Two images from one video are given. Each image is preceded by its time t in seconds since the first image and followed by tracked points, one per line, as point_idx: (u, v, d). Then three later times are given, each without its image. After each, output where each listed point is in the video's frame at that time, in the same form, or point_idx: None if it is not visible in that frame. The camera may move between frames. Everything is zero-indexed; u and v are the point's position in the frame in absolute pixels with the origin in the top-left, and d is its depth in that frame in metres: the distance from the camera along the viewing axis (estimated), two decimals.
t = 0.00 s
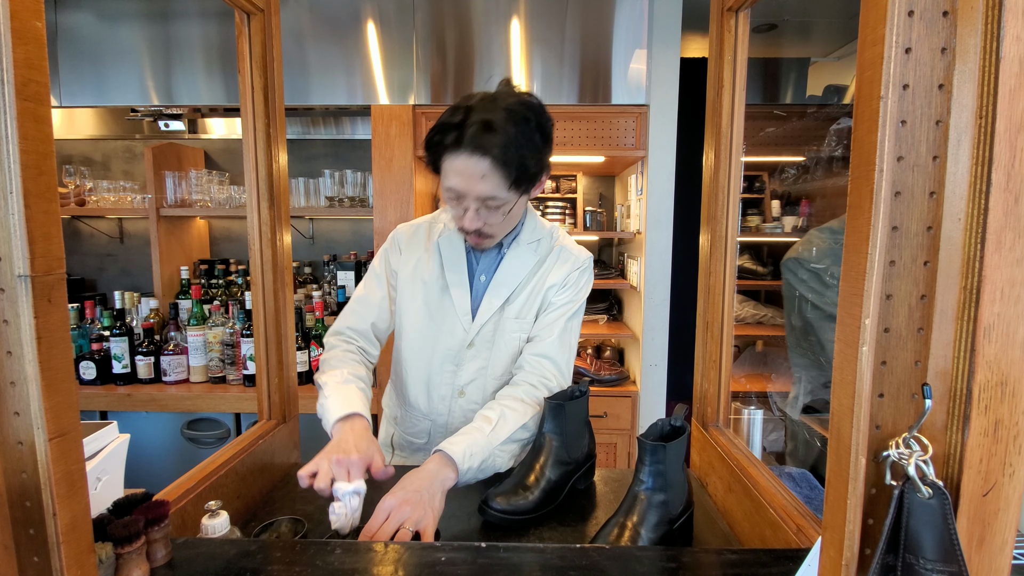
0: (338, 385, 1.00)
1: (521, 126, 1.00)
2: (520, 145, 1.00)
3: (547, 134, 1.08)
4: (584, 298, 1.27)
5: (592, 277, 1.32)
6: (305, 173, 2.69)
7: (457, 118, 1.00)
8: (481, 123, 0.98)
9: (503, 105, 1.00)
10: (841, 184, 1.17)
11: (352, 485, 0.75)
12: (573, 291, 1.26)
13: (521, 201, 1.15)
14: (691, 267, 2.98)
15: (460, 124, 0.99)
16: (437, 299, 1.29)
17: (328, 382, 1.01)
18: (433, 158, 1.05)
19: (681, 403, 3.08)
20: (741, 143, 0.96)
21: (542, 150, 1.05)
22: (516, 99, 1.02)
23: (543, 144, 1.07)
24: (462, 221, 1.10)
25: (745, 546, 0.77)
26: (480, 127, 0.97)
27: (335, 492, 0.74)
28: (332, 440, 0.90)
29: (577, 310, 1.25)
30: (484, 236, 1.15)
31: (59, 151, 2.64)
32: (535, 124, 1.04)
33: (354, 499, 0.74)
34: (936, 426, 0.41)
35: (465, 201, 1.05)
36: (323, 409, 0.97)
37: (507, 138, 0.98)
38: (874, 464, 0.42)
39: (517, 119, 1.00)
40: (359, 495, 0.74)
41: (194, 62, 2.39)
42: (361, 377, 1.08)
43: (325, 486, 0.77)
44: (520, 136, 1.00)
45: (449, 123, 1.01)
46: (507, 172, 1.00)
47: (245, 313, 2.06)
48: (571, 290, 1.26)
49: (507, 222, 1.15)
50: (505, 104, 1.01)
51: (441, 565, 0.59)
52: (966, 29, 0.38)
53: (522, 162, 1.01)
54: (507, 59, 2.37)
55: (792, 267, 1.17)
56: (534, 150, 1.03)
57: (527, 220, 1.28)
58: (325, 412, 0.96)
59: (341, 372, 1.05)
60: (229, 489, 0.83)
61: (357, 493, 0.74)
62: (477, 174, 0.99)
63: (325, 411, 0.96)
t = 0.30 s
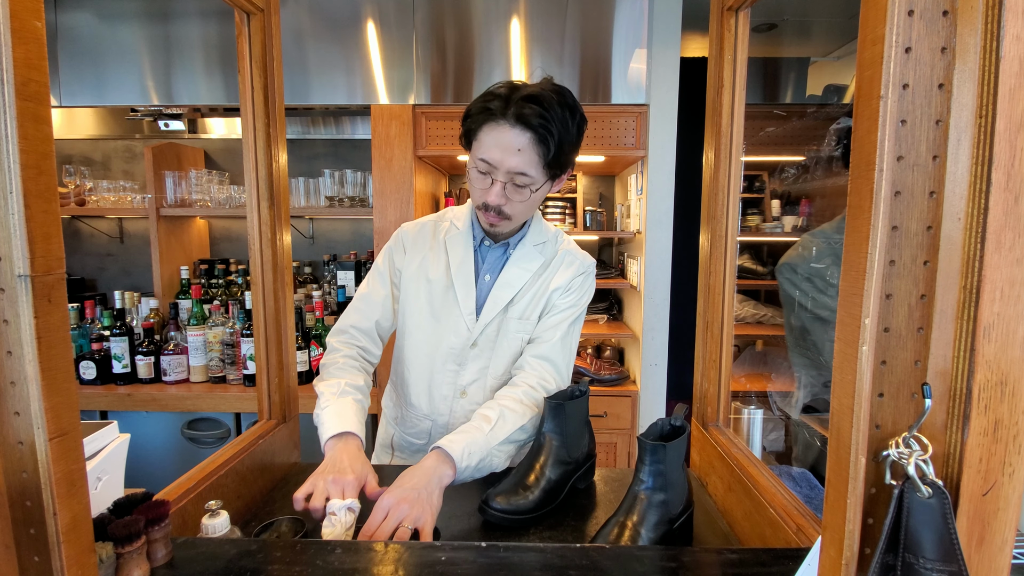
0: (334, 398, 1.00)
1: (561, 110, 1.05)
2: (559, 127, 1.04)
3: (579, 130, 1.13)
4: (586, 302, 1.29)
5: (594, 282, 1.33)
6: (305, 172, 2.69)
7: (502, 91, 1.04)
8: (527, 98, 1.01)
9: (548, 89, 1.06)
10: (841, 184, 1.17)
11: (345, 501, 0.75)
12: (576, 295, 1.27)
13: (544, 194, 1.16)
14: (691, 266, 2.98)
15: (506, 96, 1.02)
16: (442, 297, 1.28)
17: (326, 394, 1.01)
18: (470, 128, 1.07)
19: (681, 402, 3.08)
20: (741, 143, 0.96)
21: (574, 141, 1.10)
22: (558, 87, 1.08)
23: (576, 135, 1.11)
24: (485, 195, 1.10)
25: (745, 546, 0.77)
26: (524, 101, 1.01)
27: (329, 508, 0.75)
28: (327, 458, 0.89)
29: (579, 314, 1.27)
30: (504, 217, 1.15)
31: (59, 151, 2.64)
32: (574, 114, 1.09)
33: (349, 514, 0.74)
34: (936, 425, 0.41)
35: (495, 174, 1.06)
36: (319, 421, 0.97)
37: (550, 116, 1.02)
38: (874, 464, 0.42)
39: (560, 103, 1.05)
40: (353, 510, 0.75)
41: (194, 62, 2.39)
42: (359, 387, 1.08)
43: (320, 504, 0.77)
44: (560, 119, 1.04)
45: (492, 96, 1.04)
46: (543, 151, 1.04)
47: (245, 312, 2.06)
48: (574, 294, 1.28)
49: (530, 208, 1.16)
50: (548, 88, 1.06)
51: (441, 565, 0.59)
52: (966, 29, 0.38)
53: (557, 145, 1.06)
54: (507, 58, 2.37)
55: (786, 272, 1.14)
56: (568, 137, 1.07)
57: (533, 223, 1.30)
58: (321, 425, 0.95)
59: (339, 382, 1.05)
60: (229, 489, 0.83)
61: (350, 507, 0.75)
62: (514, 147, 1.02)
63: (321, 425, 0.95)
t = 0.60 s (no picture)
0: (332, 375, 1.00)
1: (553, 138, 1.03)
2: (552, 155, 1.03)
3: (576, 150, 1.11)
4: (585, 302, 1.29)
5: (594, 282, 1.33)
6: (305, 172, 2.69)
7: (492, 119, 1.02)
8: (519, 128, 1.00)
9: (540, 115, 1.03)
10: (841, 184, 1.18)
11: (347, 479, 0.74)
12: (575, 295, 1.27)
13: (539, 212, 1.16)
14: (691, 266, 2.98)
15: (497, 123, 1.01)
16: (443, 297, 1.28)
17: (323, 371, 1.01)
18: (463, 152, 1.06)
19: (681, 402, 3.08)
20: (741, 142, 0.96)
21: (568, 164, 1.08)
22: (550, 111, 1.04)
23: (572, 156, 1.10)
24: (479, 218, 1.11)
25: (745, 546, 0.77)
26: (514, 133, 0.99)
27: (331, 487, 0.73)
28: (328, 432, 0.89)
29: (577, 313, 1.27)
30: (497, 237, 1.16)
31: (59, 151, 2.64)
32: (569, 138, 1.07)
33: (350, 494, 0.73)
34: (935, 425, 0.41)
35: (486, 199, 1.07)
36: (316, 399, 0.97)
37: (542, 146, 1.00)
38: (874, 464, 0.42)
39: (554, 129, 1.03)
40: (355, 488, 0.74)
41: (194, 62, 2.39)
42: (354, 367, 1.08)
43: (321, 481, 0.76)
44: (553, 147, 1.03)
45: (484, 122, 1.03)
46: (534, 179, 1.03)
47: (245, 312, 2.06)
48: (574, 294, 1.28)
49: (523, 228, 1.16)
50: (540, 114, 1.03)
51: (442, 565, 0.59)
52: (966, 29, 0.38)
53: (551, 173, 1.05)
54: (507, 58, 2.37)
55: (784, 273, 1.13)
56: (561, 163, 1.05)
57: (538, 226, 1.28)
58: (319, 403, 0.95)
59: (336, 361, 1.05)
60: (229, 488, 0.83)
61: (353, 486, 0.73)
62: (504, 176, 1.01)
63: (318, 401, 0.95)
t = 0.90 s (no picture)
0: (334, 386, 1.00)
1: (545, 121, 1.03)
2: (544, 139, 1.03)
3: (568, 136, 1.11)
4: (583, 299, 1.29)
5: (592, 279, 1.33)
6: (305, 172, 2.69)
7: (483, 104, 1.03)
8: (509, 111, 1.00)
9: (531, 98, 1.04)
10: (841, 183, 1.17)
11: (351, 491, 0.75)
12: (573, 292, 1.27)
13: (534, 200, 1.16)
14: (691, 266, 2.98)
15: (487, 109, 1.02)
16: (440, 298, 1.29)
17: (325, 383, 1.01)
18: (455, 141, 1.07)
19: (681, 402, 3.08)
20: (741, 141, 0.96)
21: (561, 148, 1.09)
22: (542, 95, 1.06)
23: (564, 142, 1.10)
24: (474, 208, 1.11)
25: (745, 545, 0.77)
26: (505, 115, 1.00)
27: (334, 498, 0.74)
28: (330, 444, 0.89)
29: (576, 310, 1.27)
30: (493, 228, 1.15)
31: (58, 151, 2.64)
32: (561, 123, 1.08)
33: (354, 506, 0.74)
34: (936, 425, 0.41)
35: (481, 187, 1.06)
36: (319, 411, 0.97)
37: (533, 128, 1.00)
38: (874, 463, 0.42)
39: (544, 113, 1.04)
40: (358, 499, 0.75)
41: (194, 62, 2.39)
42: (357, 377, 1.08)
43: (325, 492, 0.77)
44: (545, 130, 1.03)
45: (475, 108, 1.03)
46: (528, 163, 1.02)
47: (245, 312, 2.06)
48: (572, 291, 1.28)
49: (518, 217, 1.16)
50: (532, 98, 1.04)
51: (441, 565, 0.59)
52: (966, 28, 0.37)
53: (544, 157, 1.05)
54: (507, 58, 2.37)
55: (785, 271, 1.12)
56: (554, 147, 1.06)
57: (533, 223, 1.30)
58: (322, 415, 0.95)
59: (338, 371, 1.05)
60: (228, 488, 0.83)
61: (356, 498, 0.74)
62: (497, 160, 1.01)
63: (321, 413, 0.95)
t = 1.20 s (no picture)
0: (329, 396, 1.00)
1: (538, 129, 1.03)
2: (538, 147, 1.02)
3: (562, 142, 1.11)
4: (583, 298, 1.29)
5: (591, 278, 1.33)
6: (305, 172, 2.69)
7: (476, 114, 1.02)
8: (502, 121, 0.99)
9: (523, 107, 1.03)
10: (841, 182, 1.17)
11: (344, 505, 0.75)
12: (573, 291, 1.27)
13: (530, 207, 1.16)
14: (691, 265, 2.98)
15: (481, 119, 1.01)
16: (439, 300, 1.28)
17: (320, 392, 1.01)
18: (449, 150, 1.06)
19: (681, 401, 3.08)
20: (741, 140, 0.96)
21: (556, 155, 1.08)
22: (535, 103, 1.05)
23: (559, 148, 1.10)
24: (469, 217, 1.10)
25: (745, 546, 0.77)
26: (499, 126, 0.99)
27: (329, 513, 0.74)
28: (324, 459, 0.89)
29: (576, 309, 1.27)
30: (490, 235, 1.14)
31: (57, 151, 2.63)
32: (554, 129, 1.07)
33: (349, 518, 0.74)
34: (937, 425, 0.41)
35: (475, 197, 1.05)
36: (314, 420, 0.97)
37: (526, 138, 1.00)
38: (875, 463, 0.42)
39: (537, 121, 1.03)
40: (353, 512, 0.75)
41: (193, 61, 2.39)
42: (354, 386, 1.07)
43: (319, 511, 0.78)
44: (538, 139, 1.02)
45: (468, 118, 1.02)
46: (523, 172, 1.02)
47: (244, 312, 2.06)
48: (572, 290, 1.28)
49: (514, 223, 1.15)
50: (524, 106, 1.03)
51: (441, 565, 0.59)
52: (968, 26, 0.37)
53: (538, 165, 1.04)
54: (507, 58, 2.37)
55: (787, 269, 1.17)
56: (548, 155, 1.05)
57: (532, 224, 1.29)
58: (317, 425, 0.95)
59: (333, 380, 1.04)
60: (228, 489, 0.83)
61: (350, 510, 0.75)
62: (492, 171, 1.00)
63: (316, 423, 0.95)
